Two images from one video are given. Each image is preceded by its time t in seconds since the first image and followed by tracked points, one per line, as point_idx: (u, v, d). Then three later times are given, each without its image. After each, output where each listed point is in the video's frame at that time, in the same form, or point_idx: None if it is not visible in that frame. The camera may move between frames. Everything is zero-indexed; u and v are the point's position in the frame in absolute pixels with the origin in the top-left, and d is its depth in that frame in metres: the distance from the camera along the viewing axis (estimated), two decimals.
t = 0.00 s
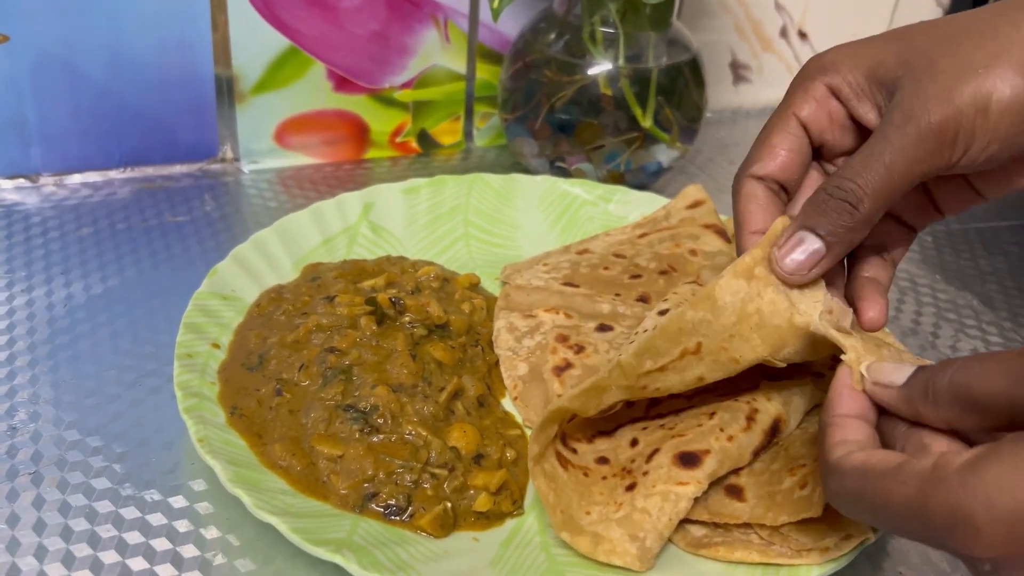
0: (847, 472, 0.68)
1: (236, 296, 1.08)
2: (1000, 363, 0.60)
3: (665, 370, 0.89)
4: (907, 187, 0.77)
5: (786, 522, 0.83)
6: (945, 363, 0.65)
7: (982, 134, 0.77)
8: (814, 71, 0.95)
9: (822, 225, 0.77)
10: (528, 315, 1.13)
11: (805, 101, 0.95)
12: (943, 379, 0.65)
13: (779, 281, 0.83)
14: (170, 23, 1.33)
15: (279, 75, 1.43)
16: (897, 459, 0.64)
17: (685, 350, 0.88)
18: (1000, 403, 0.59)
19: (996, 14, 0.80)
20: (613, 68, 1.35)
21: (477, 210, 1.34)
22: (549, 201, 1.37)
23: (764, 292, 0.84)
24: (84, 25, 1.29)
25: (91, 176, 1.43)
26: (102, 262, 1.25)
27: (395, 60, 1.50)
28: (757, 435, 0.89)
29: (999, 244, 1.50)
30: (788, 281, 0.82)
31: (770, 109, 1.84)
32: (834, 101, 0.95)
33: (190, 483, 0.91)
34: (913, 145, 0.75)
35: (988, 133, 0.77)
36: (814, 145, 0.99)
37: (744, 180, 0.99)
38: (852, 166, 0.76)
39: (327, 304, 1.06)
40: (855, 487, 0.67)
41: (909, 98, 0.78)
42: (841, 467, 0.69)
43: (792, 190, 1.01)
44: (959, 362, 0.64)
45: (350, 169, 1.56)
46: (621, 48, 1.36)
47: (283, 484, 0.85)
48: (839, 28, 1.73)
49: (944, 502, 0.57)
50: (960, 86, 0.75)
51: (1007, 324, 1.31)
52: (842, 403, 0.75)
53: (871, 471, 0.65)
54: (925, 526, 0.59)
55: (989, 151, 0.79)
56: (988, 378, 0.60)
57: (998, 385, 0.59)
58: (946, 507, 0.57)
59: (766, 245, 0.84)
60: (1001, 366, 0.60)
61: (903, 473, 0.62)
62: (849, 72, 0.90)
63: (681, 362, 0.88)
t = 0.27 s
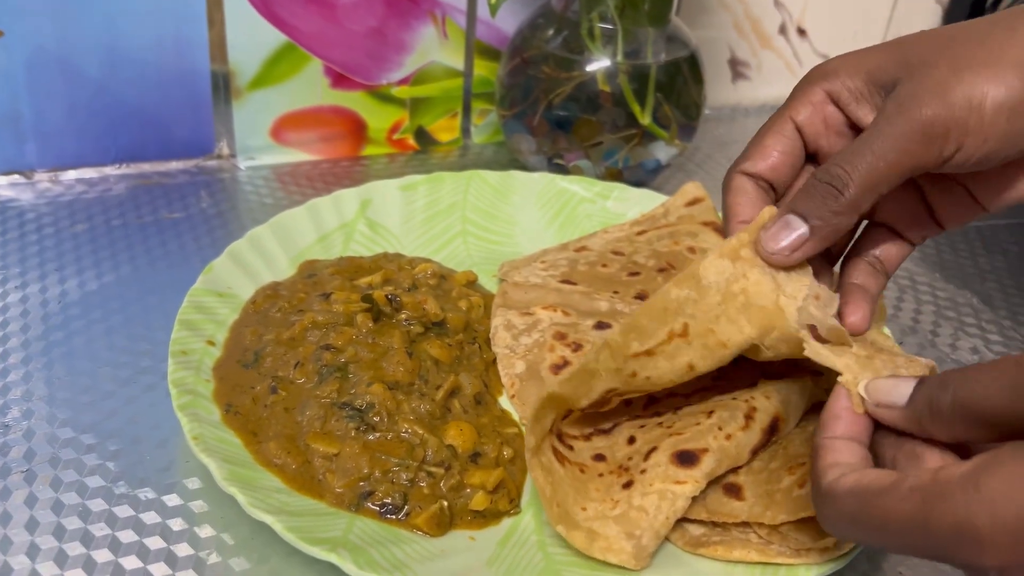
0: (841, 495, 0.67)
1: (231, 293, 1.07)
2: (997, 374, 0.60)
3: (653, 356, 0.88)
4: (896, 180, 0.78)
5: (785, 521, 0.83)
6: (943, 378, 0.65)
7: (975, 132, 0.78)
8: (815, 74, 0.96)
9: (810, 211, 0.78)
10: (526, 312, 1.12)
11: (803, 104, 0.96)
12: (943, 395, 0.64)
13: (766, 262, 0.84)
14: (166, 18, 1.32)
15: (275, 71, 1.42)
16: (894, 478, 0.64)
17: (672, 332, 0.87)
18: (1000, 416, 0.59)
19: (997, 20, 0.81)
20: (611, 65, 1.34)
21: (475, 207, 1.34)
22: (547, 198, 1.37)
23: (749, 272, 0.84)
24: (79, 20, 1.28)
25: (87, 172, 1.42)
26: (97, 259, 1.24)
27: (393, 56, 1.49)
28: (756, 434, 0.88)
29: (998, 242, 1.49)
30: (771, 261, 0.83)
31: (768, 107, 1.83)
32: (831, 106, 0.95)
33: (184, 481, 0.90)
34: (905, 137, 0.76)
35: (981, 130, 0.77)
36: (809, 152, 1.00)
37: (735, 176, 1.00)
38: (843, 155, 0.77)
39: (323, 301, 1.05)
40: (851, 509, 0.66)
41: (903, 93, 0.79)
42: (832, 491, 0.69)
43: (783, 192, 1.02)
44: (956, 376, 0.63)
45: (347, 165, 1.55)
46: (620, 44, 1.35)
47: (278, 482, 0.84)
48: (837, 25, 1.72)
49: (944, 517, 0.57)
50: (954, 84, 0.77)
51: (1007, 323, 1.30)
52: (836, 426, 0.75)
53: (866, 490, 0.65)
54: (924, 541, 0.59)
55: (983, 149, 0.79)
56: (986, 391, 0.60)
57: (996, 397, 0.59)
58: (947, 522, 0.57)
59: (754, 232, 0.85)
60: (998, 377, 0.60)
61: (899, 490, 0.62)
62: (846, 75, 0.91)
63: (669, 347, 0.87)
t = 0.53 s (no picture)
0: (808, 511, 0.65)
1: (228, 293, 1.07)
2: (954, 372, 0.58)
3: (638, 372, 0.87)
4: (893, 205, 0.74)
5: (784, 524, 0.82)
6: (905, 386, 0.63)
7: (980, 162, 0.74)
8: (816, 83, 0.94)
9: (804, 229, 0.74)
10: (524, 313, 1.12)
11: (801, 112, 0.95)
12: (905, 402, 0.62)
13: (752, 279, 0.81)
14: (162, 16, 1.31)
15: (273, 70, 1.42)
16: (858, 487, 0.63)
17: (657, 349, 0.85)
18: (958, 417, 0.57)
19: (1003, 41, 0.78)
20: (610, 64, 1.34)
21: (473, 207, 1.33)
22: (545, 198, 1.36)
23: (737, 292, 0.82)
24: (75, 18, 1.27)
25: (83, 171, 1.41)
26: (94, 258, 1.24)
27: (391, 55, 1.48)
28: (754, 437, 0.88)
29: (997, 242, 1.49)
30: (761, 279, 0.80)
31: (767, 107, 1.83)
32: (829, 118, 0.94)
33: (181, 483, 0.90)
34: (906, 162, 0.72)
35: (987, 162, 0.74)
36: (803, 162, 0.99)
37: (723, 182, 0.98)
38: (841, 174, 0.74)
39: (320, 301, 1.05)
40: (822, 526, 0.64)
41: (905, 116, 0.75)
42: (800, 510, 0.66)
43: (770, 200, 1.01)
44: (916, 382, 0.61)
45: (345, 164, 1.54)
46: (619, 43, 1.34)
47: (275, 484, 0.84)
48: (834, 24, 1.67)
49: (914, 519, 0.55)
50: (961, 109, 0.73)
51: (1006, 324, 1.30)
52: (769, 453, 0.76)
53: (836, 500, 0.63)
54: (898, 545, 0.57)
55: (984, 180, 0.76)
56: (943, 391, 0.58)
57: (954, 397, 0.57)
58: (919, 524, 0.55)
59: (743, 247, 0.82)
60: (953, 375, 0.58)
61: (868, 496, 0.60)
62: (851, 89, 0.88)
63: (655, 363, 0.86)
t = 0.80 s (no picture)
0: (807, 465, 0.68)
1: (226, 292, 1.07)
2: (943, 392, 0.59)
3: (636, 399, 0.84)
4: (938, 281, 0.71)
5: (784, 524, 0.82)
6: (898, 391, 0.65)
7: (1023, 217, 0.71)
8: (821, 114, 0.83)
9: (860, 309, 0.69)
10: (523, 312, 1.12)
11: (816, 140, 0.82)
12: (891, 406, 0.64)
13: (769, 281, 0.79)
14: (160, 14, 1.31)
15: (271, 68, 1.41)
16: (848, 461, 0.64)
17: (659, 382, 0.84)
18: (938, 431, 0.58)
19: (998, 69, 0.77)
20: (610, 63, 1.33)
21: (472, 206, 1.33)
22: (544, 196, 1.36)
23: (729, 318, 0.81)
24: (74, 16, 1.27)
25: (81, 169, 1.40)
26: (92, 257, 1.23)
27: (390, 53, 1.48)
28: (754, 437, 0.88)
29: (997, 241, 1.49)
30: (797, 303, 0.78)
31: (767, 106, 1.83)
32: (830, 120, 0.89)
33: (179, 483, 0.90)
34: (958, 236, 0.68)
35: None
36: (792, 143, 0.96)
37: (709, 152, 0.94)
38: (890, 253, 0.69)
39: (319, 300, 1.05)
40: (811, 479, 0.67)
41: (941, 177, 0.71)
42: (804, 457, 0.69)
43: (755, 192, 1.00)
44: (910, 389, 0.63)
45: (344, 163, 1.54)
46: (619, 42, 1.34)
47: (273, 484, 0.83)
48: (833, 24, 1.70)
49: (892, 512, 0.57)
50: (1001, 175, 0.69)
51: (1006, 324, 1.30)
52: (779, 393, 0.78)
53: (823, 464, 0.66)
54: (870, 534, 0.59)
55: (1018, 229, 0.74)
56: (931, 404, 0.59)
57: (939, 412, 0.58)
58: (879, 534, 0.58)
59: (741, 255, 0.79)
60: (942, 396, 0.58)
61: (851, 482, 0.62)
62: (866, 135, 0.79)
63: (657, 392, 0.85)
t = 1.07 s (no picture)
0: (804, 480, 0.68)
1: (225, 289, 1.07)
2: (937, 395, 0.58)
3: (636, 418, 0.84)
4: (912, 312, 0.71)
5: (781, 522, 0.82)
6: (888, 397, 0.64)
7: None
8: (847, 113, 0.77)
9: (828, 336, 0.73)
10: (522, 310, 1.11)
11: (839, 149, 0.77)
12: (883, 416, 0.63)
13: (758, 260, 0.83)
14: (159, 11, 1.31)
15: (270, 65, 1.41)
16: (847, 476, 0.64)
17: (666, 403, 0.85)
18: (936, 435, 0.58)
19: None
20: (609, 61, 1.33)
21: (471, 203, 1.33)
22: (543, 194, 1.36)
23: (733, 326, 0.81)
24: (73, 13, 1.27)
25: (79, 166, 1.40)
26: (90, 254, 1.23)
27: (389, 51, 1.48)
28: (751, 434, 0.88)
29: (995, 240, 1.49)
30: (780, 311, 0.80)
31: (766, 104, 1.83)
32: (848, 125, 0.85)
33: (177, 479, 0.90)
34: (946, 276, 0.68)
35: None
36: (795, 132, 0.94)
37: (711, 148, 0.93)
38: (870, 283, 0.69)
39: (317, 298, 1.05)
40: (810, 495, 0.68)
41: (949, 216, 0.69)
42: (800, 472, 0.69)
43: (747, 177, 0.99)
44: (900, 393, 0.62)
45: (342, 160, 1.54)
46: (618, 40, 1.34)
47: (271, 481, 0.83)
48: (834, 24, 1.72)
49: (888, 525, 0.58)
50: (997, 223, 0.68)
51: (1004, 322, 1.30)
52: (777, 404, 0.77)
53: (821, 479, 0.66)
54: (871, 546, 0.59)
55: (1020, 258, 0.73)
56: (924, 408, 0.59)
57: (935, 416, 0.58)
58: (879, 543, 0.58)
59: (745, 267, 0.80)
60: (936, 399, 0.58)
61: (850, 494, 0.63)
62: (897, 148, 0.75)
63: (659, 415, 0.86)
